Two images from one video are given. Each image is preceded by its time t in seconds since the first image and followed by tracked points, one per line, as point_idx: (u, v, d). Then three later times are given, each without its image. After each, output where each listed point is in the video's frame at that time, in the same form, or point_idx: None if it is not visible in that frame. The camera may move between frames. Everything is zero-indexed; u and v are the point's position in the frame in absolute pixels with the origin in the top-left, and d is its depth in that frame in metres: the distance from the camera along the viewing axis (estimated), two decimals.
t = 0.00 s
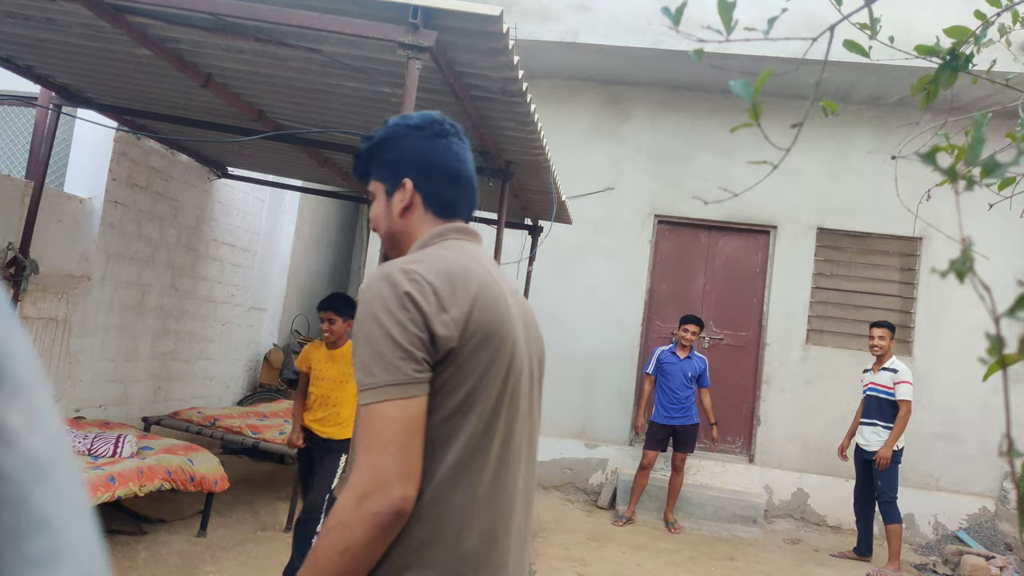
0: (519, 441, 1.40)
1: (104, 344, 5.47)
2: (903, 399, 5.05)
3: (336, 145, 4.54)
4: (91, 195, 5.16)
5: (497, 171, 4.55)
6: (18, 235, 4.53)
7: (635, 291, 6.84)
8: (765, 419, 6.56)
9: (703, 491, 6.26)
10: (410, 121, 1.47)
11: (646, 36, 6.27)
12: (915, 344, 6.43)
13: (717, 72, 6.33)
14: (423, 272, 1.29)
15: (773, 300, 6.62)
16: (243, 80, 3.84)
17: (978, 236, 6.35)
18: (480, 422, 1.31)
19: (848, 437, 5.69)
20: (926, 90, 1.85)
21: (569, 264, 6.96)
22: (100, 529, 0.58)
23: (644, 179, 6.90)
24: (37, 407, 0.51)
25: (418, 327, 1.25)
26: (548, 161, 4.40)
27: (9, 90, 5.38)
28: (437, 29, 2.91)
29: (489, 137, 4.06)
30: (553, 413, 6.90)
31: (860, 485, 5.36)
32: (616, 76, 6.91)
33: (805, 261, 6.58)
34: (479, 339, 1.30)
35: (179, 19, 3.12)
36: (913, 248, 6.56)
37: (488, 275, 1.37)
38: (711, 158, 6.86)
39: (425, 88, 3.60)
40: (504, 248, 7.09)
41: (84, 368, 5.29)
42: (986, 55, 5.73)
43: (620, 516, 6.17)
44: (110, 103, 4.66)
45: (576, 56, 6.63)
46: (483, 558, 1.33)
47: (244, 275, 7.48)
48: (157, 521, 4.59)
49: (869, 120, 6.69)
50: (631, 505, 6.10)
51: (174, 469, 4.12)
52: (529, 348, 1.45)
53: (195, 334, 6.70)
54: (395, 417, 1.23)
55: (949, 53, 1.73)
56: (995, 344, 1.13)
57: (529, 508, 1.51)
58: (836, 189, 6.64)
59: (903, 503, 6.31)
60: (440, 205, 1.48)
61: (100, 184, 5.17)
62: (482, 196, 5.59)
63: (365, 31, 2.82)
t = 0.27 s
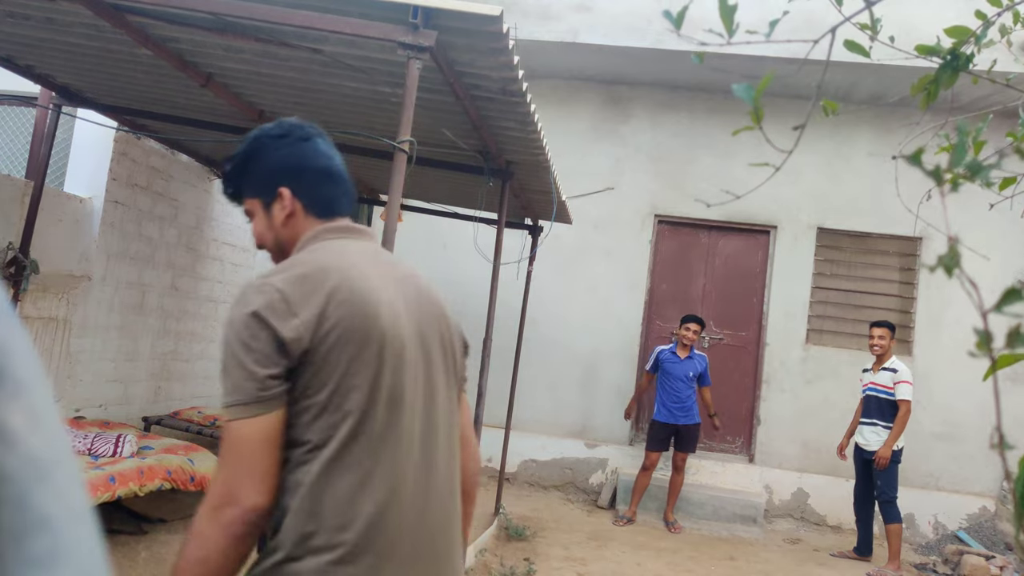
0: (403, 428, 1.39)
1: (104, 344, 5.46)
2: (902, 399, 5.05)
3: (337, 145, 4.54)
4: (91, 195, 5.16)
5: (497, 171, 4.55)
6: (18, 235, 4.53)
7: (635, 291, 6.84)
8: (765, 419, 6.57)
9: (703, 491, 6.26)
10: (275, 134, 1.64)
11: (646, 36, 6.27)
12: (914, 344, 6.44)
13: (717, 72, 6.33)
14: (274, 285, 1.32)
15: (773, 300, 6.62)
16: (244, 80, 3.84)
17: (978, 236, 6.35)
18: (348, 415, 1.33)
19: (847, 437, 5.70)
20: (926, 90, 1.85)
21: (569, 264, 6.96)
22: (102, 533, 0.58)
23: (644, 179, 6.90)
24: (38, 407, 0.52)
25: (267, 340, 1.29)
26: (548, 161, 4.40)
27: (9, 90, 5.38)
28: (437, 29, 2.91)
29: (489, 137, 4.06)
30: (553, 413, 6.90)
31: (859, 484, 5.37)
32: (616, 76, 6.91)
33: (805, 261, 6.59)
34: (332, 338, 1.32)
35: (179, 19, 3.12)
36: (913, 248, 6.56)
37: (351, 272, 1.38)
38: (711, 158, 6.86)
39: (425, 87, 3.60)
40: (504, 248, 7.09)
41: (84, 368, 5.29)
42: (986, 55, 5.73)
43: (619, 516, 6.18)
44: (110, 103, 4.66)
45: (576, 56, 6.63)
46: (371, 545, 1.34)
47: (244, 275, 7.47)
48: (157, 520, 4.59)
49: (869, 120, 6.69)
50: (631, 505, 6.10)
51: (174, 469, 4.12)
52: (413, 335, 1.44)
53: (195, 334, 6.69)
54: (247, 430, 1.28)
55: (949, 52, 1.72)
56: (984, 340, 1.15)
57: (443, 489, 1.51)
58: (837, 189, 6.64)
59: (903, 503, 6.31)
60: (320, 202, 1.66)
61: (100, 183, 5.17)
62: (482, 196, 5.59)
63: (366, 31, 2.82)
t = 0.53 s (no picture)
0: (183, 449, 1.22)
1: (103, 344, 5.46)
2: (902, 399, 5.05)
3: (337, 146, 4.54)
4: (91, 195, 5.15)
5: (497, 171, 4.54)
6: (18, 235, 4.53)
7: (635, 292, 6.84)
8: (765, 419, 6.57)
9: (704, 491, 6.25)
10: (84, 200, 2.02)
11: (646, 36, 6.27)
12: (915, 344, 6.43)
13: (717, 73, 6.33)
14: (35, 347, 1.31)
15: (773, 300, 6.62)
16: (244, 80, 3.84)
17: (978, 236, 6.35)
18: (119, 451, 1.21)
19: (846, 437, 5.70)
20: (926, 90, 1.85)
21: (569, 264, 6.96)
22: (102, 536, 0.57)
23: (644, 179, 6.90)
24: (38, 407, 0.53)
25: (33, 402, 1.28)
26: (548, 161, 4.40)
27: (9, 91, 5.38)
28: (437, 29, 2.91)
29: (489, 137, 4.06)
30: (553, 413, 6.90)
31: (858, 484, 5.37)
32: (616, 76, 6.91)
33: (805, 261, 6.59)
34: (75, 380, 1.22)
35: (180, 19, 3.12)
36: (913, 248, 6.56)
37: (100, 306, 1.27)
38: (711, 158, 6.86)
39: (425, 88, 3.60)
40: (504, 248, 7.09)
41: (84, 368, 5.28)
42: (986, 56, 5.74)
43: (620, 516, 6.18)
44: (110, 103, 4.66)
45: (576, 56, 6.63)
46: (221, 560, 1.23)
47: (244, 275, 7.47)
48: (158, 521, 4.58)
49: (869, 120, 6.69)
50: (631, 505, 6.10)
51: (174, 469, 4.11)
52: (192, 334, 1.26)
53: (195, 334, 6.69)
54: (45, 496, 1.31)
55: (949, 53, 1.73)
56: (988, 341, 1.15)
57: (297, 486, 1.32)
58: (837, 189, 6.64)
59: (903, 503, 6.31)
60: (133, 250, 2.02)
61: (100, 183, 5.16)
62: (482, 196, 5.59)
63: (366, 31, 2.82)
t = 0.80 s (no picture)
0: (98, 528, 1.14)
1: (103, 344, 5.46)
2: (902, 399, 5.05)
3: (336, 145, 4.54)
4: (91, 195, 5.16)
5: (497, 171, 4.54)
6: (18, 235, 4.53)
7: (635, 292, 6.84)
8: (765, 419, 6.57)
9: (704, 491, 6.25)
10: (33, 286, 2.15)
11: (645, 36, 6.27)
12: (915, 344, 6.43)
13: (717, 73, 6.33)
14: None
15: (773, 300, 6.62)
16: (244, 80, 3.84)
17: (978, 236, 6.35)
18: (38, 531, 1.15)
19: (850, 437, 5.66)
20: (926, 90, 1.85)
21: (569, 264, 6.96)
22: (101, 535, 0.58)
23: (644, 179, 6.90)
24: (37, 406, 0.53)
25: None
26: (548, 161, 4.40)
27: (9, 91, 5.38)
28: (437, 29, 2.91)
29: (489, 137, 4.06)
30: (553, 413, 6.90)
31: (858, 483, 5.36)
32: (616, 76, 6.91)
33: (805, 261, 6.59)
34: None
35: (180, 19, 3.12)
36: (913, 248, 6.56)
37: None
38: (711, 158, 6.86)
39: (425, 88, 3.60)
40: (504, 248, 7.09)
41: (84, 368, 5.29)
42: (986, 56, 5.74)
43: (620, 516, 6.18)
44: (110, 104, 4.66)
45: (576, 56, 6.63)
46: None
47: (244, 275, 7.48)
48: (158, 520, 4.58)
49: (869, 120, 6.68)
50: (631, 505, 6.10)
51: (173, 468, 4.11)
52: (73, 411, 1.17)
53: (195, 334, 6.69)
54: None
55: (949, 53, 1.73)
56: (1000, 348, 1.14)
57: (169, 475, 1.19)
58: (837, 189, 6.64)
59: (903, 503, 6.31)
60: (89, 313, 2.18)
61: (100, 183, 5.17)
62: (482, 196, 5.59)
63: (366, 31, 2.82)
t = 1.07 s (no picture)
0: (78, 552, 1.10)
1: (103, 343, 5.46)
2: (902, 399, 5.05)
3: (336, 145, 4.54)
4: (91, 195, 5.16)
5: (497, 171, 4.54)
6: (18, 235, 4.53)
7: (635, 292, 6.84)
8: (764, 419, 6.57)
9: (703, 491, 6.25)
10: None
11: (645, 36, 6.27)
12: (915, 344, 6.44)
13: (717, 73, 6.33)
14: None
15: (773, 300, 6.62)
16: (244, 80, 3.84)
17: (978, 236, 6.35)
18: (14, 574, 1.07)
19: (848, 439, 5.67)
20: (926, 90, 1.85)
21: (569, 264, 6.96)
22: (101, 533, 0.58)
23: (644, 179, 6.91)
24: (37, 407, 0.52)
25: None
26: (548, 161, 4.41)
27: (9, 91, 5.38)
28: (437, 29, 2.91)
29: (489, 137, 4.07)
30: (553, 413, 6.90)
31: (858, 484, 5.36)
32: (616, 76, 6.91)
33: (805, 261, 6.59)
34: None
35: (180, 19, 3.13)
36: (913, 248, 6.56)
37: None
38: (711, 158, 6.86)
39: (425, 88, 3.61)
40: (504, 248, 7.10)
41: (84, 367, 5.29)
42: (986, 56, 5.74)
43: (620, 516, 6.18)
44: (110, 104, 4.67)
45: (576, 57, 6.63)
46: None
47: (244, 274, 7.48)
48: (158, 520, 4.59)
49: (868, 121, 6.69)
50: (631, 505, 6.10)
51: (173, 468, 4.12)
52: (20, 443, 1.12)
53: (195, 334, 6.70)
54: None
55: (949, 53, 1.73)
56: (996, 345, 1.14)
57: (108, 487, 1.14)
58: (836, 189, 6.64)
59: (903, 503, 6.31)
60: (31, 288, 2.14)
61: (100, 183, 5.17)
62: (482, 196, 5.59)
63: (366, 31, 2.82)
